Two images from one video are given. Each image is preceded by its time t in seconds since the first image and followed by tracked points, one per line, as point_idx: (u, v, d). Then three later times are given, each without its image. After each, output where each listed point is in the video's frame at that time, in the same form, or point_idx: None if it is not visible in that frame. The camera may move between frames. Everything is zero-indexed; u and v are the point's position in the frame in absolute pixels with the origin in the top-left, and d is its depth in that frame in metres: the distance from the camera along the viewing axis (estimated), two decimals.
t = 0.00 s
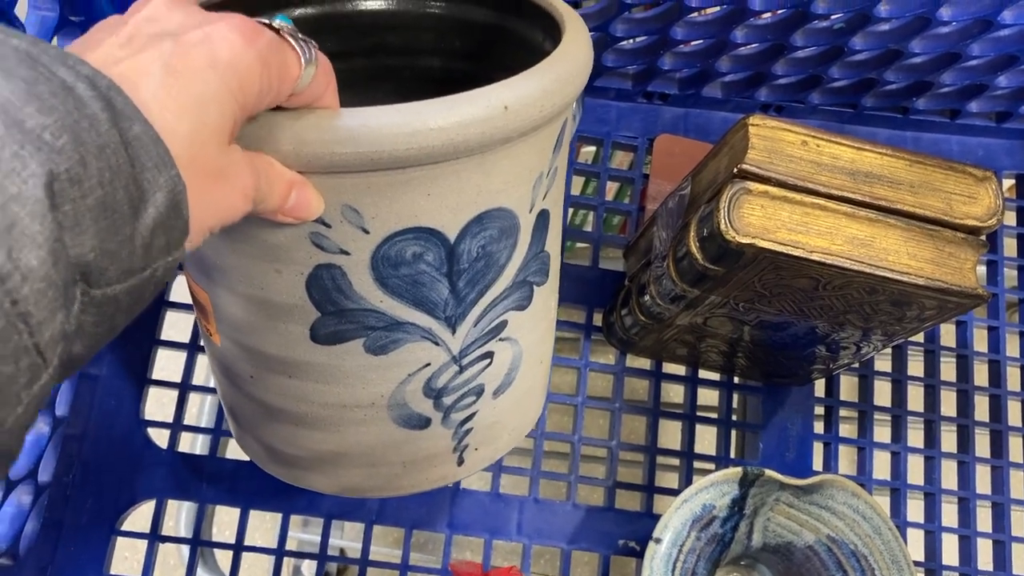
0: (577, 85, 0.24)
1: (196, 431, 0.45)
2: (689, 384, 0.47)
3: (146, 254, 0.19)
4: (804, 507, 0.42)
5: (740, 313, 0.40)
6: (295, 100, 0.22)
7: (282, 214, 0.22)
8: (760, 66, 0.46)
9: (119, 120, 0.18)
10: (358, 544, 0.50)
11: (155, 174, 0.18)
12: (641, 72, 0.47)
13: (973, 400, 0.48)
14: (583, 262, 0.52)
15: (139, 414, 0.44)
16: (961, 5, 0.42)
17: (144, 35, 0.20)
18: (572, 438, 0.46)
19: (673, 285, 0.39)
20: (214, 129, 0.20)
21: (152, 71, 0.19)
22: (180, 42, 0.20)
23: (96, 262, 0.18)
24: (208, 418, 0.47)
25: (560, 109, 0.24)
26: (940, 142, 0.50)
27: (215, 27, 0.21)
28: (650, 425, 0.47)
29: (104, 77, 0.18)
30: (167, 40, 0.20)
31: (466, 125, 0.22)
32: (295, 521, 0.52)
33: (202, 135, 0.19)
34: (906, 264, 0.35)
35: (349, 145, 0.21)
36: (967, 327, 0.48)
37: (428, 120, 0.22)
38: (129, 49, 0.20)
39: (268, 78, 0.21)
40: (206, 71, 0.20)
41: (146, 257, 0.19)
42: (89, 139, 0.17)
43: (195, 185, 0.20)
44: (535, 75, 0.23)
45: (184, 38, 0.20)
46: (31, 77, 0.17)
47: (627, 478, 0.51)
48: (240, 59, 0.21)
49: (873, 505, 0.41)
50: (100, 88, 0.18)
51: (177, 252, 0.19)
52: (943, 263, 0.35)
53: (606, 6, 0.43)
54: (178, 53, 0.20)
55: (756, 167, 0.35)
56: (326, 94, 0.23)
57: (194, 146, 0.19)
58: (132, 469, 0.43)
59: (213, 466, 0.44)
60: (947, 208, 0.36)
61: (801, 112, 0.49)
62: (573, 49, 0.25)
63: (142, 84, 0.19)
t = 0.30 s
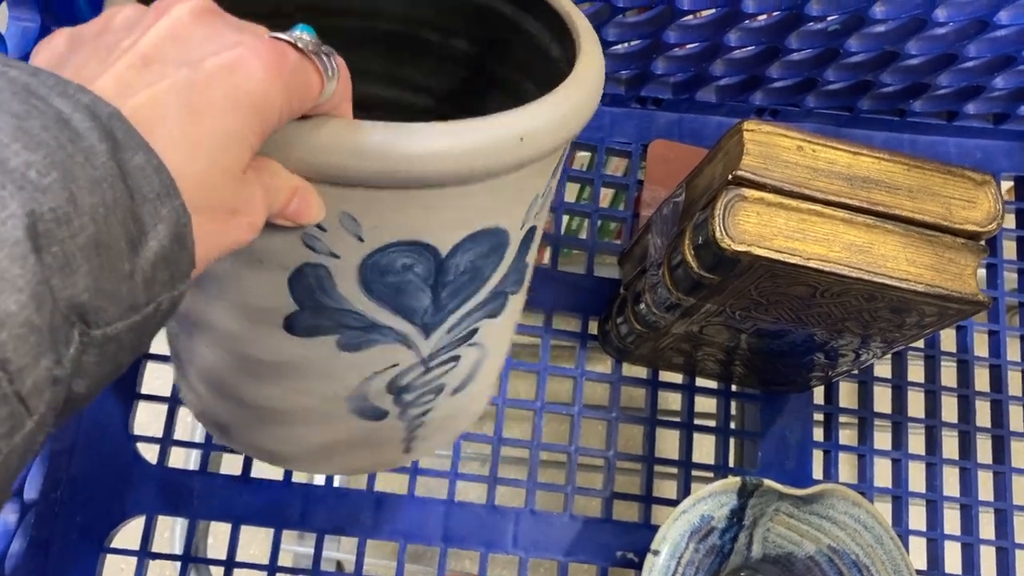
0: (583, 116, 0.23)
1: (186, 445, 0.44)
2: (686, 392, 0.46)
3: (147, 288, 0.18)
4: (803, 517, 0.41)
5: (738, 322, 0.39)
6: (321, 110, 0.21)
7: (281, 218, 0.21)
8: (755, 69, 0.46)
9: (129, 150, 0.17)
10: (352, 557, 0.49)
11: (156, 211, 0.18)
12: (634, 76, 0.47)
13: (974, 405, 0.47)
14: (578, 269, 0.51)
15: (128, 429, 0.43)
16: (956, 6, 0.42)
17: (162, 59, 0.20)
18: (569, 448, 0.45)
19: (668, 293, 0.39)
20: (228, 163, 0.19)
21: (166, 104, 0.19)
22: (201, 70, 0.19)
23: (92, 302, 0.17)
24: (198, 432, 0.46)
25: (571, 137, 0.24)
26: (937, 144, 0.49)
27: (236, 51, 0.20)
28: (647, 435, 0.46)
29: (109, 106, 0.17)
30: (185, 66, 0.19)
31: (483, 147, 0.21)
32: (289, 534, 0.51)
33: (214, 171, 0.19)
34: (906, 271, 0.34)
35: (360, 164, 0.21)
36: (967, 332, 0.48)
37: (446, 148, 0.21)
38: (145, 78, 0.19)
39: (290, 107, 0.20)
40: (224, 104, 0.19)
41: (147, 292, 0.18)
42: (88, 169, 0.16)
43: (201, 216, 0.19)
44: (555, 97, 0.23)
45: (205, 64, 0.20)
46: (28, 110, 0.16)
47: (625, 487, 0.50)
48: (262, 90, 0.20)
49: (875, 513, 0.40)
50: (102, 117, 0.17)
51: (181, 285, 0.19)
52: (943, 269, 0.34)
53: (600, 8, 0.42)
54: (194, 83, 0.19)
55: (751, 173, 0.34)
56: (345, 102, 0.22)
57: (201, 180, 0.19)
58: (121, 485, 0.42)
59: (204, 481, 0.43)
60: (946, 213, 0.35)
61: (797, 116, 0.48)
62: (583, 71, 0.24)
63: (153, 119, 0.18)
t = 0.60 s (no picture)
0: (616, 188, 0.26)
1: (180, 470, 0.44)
2: (681, 411, 0.47)
3: (116, 407, 0.19)
4: (799, 536, 0.41)
5: (728, 343, 0.39)
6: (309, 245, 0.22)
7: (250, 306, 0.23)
8: (745, 89, 0.46)
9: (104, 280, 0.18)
10: None
11: (129, 334, 0.19)
12: (626, 97, 0.47)
13: (968, 420, 0.48)
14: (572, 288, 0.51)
15: (121, 456, 0.43)
16: (944, 25, 0.42)
17: (163, 205, 0.19)
18: (564, 469, 0.46)
19: (659, 314, 0.39)
20: (205, 307, 0.20)
21: (156, 263, 0.19)
22: (199, 222, 0.19)
23: (65, 419, 0.18)
24: (192, 456, 0.46)
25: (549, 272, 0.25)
26: (930, 160, 0.49)
27: (235, 197, 0.20)
28: (642, 454, 0.46)
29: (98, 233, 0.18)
30: (181, 212, 0.19)
31: (482, 280, 0.23)
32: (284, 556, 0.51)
33: (191, 316, 0.20)
34: (894, 292, 0.34)
35: (350, 281, 0.23)
36: (961, 347, 0.48)
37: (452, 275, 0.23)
38: (143, 224, 0.19)
39: (272, 250, 0.21)
40: (213, 264, 0.19)
41: (118, 410, 0.19)
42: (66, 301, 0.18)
43: (170, 358, 0.20)
44: (584, 210, 0.25)
45: (205, 215, 0.19)
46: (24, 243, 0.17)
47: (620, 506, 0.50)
48: (253, 247, 0.20)
49: (870, 532, 0.40)
50: (92, 249, 0.18)
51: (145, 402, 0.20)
52: (932, 288, 0.35)
53: (589, 33, 0.42)
54: (188, 241, 0.19)
55: (739, 196, 0.34)
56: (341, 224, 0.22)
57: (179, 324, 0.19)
58: (115, 512, 0.42)
59: (199, 507, 0.43)
60: (935, 233, 0.35)
61: (789, 135, 0.48)
62: (602, 140, 0.27)
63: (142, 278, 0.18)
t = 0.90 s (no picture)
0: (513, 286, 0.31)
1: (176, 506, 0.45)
2: (668, 437, 0.47)
3: (14, 499, 0.22)
4: (783, 559, 0.42)
5: (709, 372, 0.40)
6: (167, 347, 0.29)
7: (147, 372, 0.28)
8: (723, 119, 0.47)
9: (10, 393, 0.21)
10: None
11: (24, 436, 0.22)
12: (605, 129, 0.49)
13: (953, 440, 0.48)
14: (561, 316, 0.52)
15: (119, 492, 0.44)
16: (914, 56, 0.43)
17: (59, 337, 0.25)
18: (554, 497, 0.46)
19: (640, 346, 0.39)
20: (77, 416, 0.26)
21: (50, 383, 0.24)
22: (90, 352, 0.25)
23: None
24: (189, 491, 0.47)
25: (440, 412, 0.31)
26: (908, 183, 0.50)
27: (126, 333, 0.27)
28: (630, 481, 0.47)
29: None
30: (75, 343, 0.25)
31: (387, 422, 0.29)
32: None
33: (65, 420, 0.25)
34: (867, 323, 0.35)
35: (279, 438, 0.29)
36: (944, 367, 0.49)
37: (359, 418, 0.29)
38: (43, 352, 0.24)
39: (148, 372, 0.28)
40: (98, 382, 0.26)
41: (13, 502, 0.22)
42: None
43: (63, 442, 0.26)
44: (484, 310, 0.31)
45: (94, 346, 0.26)
46: None
47: (612, 530, 0.51)
48: (130, 365, 0.27)
49: (853, 556, 0.40)
50: None
51: (41, 492, 0.23)
52: (904, 318, 0.35)
53: (565, 72, 0.44)
54: (78, 366, 0.25)
55: (713, 232, 0.35)
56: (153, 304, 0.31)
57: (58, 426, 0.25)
58: (113, 547, 0.43)
59: (194, 542, 0.44)
60: (905, 264, 0.36)
61: (767, 162, 0.49)
62: (500, 222, 0.32)
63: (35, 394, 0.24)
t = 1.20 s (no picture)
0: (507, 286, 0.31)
1: (173, 517, 0.44)
2: (665, 436, 0.47)
3: (56, 538, 0.23)
4: (783, 554, 0.42)
5: (703, 368, 0.40)
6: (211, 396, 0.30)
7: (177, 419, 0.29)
8: (711, 118, 0.47)
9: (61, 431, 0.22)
10: None
11: (70, 475, 0.23)
12: (594, 131, 0.49)
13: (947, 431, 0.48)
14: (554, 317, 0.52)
15: (115, 505, 0.44)
16: (899, 50, 0.43)
17: (119, 387, 0.26)
18: (552, 498, 0.46)
19: (635, 344, 0.40)
20: (124, 462, 0.27)
21: (106, 431, 0.25)
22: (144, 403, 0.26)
23: (19, 549, 0.22)
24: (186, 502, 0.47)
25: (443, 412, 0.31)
26: (896, 177, 0.51)
27: (180, 383, 0.28)
28: (628, 480, 0.47)
29: (56, 386, 0.23)
30: (138, 391, 0.26)
31: (388, 424, 0.29)
32: None
33: (109, 467, 0.26)
34: (860, 315, 0.35)
35: (285, 445, 0.29)
36: (936, 359, 0.49)
37: (360, 422, 0.29)
38: (103, 400, 0.25)
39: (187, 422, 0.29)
40: (144, 432, 0.27)
41: (55, 540, 0.23)
42: (30, 449, 0.21)
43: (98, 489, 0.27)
44: (479, 313, 0.31)
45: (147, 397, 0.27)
46: None
47: (612, 530, 0.51)
48: (175, 416, 0.28)
49: (852, 548, 0.41)
50: (48, 397, 0.22)
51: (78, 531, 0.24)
52: (896, 310, 0.36)
53: (553, 74, 0.44)
54: (137, 413, 0.26)
55: (705, 228, 0.35)
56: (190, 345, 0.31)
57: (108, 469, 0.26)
58: (111, 560, 0.43)
59: (193, 553, 0.44)
60: (896, 256, 0.36)
61: (756, 159, 0.50)
62: (492, 220, 0.32)
63: (98, 441, 0.25)
